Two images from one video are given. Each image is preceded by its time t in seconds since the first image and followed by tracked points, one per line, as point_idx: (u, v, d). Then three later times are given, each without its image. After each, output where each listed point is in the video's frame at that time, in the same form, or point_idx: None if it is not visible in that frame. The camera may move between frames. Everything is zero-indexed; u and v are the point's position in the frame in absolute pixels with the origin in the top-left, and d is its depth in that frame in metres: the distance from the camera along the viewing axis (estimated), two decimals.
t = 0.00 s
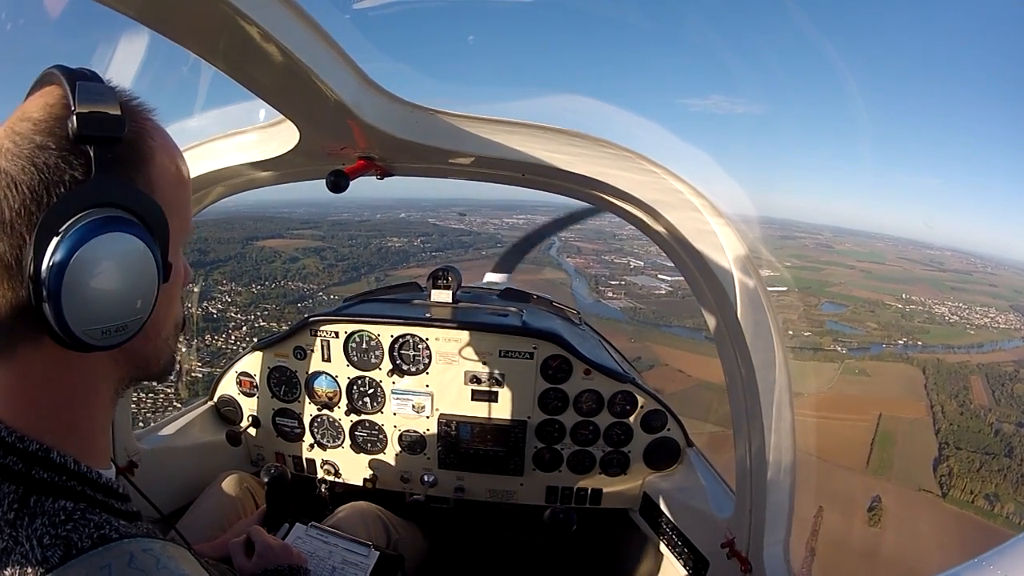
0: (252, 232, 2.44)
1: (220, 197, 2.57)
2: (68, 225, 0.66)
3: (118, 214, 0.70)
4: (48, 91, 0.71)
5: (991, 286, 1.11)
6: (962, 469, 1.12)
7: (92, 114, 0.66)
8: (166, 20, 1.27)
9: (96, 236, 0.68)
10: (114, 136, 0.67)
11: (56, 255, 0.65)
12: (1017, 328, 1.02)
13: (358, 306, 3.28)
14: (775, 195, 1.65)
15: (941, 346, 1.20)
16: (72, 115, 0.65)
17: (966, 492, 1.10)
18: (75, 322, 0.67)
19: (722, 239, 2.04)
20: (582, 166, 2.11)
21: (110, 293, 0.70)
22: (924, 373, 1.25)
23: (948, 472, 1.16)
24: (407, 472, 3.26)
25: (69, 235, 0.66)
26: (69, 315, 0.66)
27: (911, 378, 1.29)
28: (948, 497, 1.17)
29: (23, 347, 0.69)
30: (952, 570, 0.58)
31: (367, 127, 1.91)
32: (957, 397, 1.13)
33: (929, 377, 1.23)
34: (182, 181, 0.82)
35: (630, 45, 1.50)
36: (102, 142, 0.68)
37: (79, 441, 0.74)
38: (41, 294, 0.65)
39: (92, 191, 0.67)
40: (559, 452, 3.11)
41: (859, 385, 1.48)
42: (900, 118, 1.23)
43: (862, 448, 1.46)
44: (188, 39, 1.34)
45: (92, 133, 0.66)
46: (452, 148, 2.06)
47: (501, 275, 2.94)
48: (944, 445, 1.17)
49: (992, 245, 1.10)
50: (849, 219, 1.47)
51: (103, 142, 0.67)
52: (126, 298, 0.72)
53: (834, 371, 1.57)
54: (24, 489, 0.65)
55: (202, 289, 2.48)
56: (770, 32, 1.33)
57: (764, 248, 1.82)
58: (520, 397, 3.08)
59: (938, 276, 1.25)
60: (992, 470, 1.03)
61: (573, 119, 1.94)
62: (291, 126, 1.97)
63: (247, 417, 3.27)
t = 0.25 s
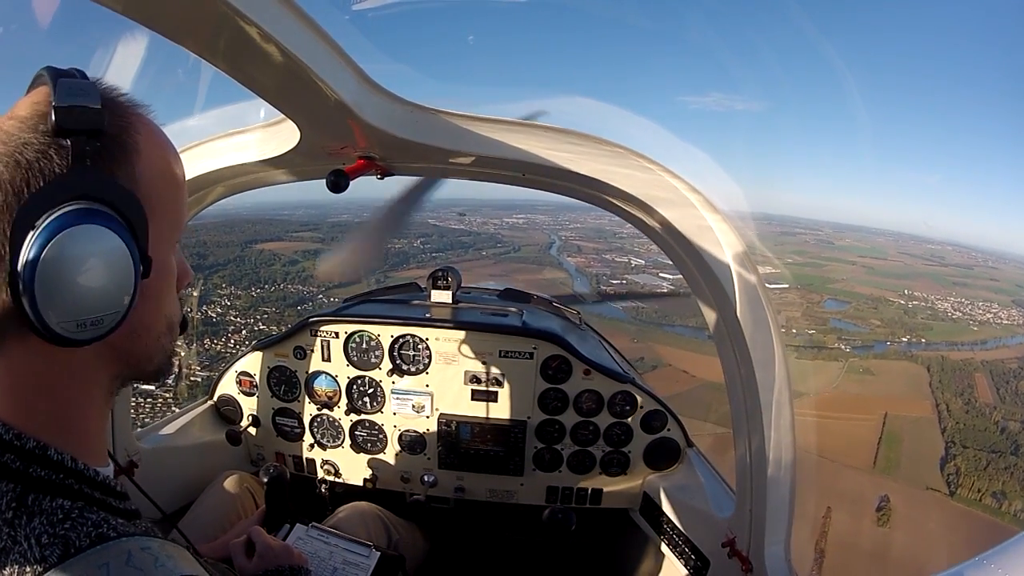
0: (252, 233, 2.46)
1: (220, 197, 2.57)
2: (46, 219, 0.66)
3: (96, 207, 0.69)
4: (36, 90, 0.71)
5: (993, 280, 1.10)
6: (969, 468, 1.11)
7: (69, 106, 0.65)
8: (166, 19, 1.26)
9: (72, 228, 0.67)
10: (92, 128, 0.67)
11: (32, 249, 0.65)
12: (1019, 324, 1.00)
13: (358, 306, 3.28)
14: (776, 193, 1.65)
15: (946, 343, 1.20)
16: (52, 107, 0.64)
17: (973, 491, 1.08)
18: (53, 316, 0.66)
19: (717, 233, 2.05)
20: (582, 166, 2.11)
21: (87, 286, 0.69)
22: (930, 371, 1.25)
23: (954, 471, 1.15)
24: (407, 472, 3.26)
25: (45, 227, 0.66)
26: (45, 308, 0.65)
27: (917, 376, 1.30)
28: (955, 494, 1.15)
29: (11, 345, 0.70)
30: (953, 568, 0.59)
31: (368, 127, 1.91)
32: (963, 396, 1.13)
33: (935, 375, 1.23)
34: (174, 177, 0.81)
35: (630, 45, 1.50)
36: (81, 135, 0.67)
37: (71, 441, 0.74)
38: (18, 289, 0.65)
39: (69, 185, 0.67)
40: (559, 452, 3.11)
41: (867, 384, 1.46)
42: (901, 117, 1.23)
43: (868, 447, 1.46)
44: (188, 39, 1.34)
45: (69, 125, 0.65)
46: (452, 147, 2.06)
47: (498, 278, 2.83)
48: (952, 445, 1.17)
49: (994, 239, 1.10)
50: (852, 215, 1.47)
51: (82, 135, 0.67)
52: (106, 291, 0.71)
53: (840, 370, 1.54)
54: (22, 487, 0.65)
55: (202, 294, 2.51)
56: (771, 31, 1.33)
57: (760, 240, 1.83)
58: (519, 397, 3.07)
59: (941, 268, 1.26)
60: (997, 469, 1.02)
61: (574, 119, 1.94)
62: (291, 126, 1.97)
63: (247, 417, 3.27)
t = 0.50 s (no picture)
0: (251, 234, 2.47)
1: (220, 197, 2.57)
2: (34, 216, 0.65)
3: (88, 206, 0.68)
4: (32, 91, 0.71)
5: (995, 279, 1.10)
6: (975, 467, 1.10)
7: (60, 106, 0.65)
8: (165, 19, 1.26)
9: (61, 226, 0.67)
10: (82, 128, 0.67)
11: (19, 247, 0.65)
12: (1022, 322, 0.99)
13: (358, 306, 3.28)
14: (776, 191, 1.64)
15: (949, 341, 1.19)
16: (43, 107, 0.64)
17: (978, 490, 1.07)
18: (38, 314, 0.65)
19: (716, 232, 2.04)
20: (582, 166, 2.11)
21: (75, 286, 0.68)
22: (933, 369, 1.23)
23: (961, 470, 1.13)
24: (407, 472, 3.26)
25: (33, 225, 0.65)
26: (31, 307, 0.65)
27: (919, 375, 1.28)
28: (961, 494, 1.13)
29: (8, 346, 0.70)
30: (955, 568, 0.58)
31: (367, 127, 1.91)
32: (968, 394, 1.12)
33: (937, 373, 1.22)
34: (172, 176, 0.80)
35: (629, 44, 1.50)
36: (71, 134, 0.67)
37: (70, 441, 0.75)
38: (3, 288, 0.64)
39: (58, 183, 0.66)
40: (559, 452, 3.11)
41: (870, 383, 1.42)
42: (901, 115, 1.23)
43: (874, 448, 1.43)
44: (187, 38, 1.34)
45: (60, 124, 0.65)
46: (452, 147, 2.06)
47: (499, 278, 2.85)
48: (957, 444, 1.15)
49: (994, 236, 1.10)
50: (851, 214, 1.47)
51: (72, 134, 0.67)
52: (95, 292, 0.70)
53: (843, 368, 1.52)
54: (23, 488, 0.65)
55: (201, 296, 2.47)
56: (771, 30, 1.33)
57: (759, 240, 1.82)
58: (519, 397, 3.07)
59: (942, 267, 1.26)
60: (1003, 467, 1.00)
61: (574, 119, 1.94)
62: (291, 126, 1.97)
63: (247, 417, 3.27)
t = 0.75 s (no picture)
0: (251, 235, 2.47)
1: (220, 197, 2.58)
2: (33, 218, 0.65)
3: (88, 209, 0.69)
4: (31, 91, 0.71)
5: (995, 277, 1.10)
6: (981, 467, 1.11)
7: (56, 106, 0.64)
8: (165, 19, 1.26)
9: (61, 226, 0.67)
10: (81, 127, 0.66)
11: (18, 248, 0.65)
12: None
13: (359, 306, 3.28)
14: (776, 189, 1.64)
15: (952, 340, 1.19)
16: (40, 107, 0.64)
17: (988, 491, 1.09)
18: (38, 314, 0.65)
19: (714, 229, 2.05)
20: (582, 166, 2.11)
21: (76, 286, 0.68)
22: (937, 369, 1.23)
23: (965, 471, 1.14)
24: (407, 472, 3.27)
25: (33, 225, 0.65)
26: (31, 306, 0.65)
27: (925, 374, 1.27)
28: (967, 496, 1.15)
29: (9, 347, 0.70)
30: (954, 568, 0.58)
31: (368, 127, 1.91)
32: (970, 392, 1.13)
33: (942, 373, 1.22)
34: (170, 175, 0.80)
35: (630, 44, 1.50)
36: (70, 134, 0.66)
37: (70, 441, 0.75)
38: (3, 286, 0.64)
39: (56, 183, 0.66)
40: (559, 452, 3.11)
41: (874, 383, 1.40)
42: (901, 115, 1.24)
43: (877, 446, 1.41)
44: (188, 38, 1.34)
45: (59, 123, 0.65)
46: (452, 147, 2.06)
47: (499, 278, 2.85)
48: (960, 444, 1.16)
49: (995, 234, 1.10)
50: (853, 211, 1.47)
51: (71, 134, 0.66)
52: (94, 293, 0.70)
53: (848, 368, 1.48)
54: (22, 488, 0.65)
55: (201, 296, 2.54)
56: (771, 30, 1.33)
57: (757, 237, 1.82)
58: (520, 397, 3.07)
59: (944, 266, 1.25)
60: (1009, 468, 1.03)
61: (574, 119, 1.94)
62: (291, 126, 1.97)
63: (247, 417, 3.27)
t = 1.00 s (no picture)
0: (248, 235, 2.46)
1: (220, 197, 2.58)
2: (37, 220, 0.65)
3: (92, 208, 0.69)
4: (30, 90, 0.71)
5: (994, 275, 1.10)
6: (983, 469, 1.10)
7: (58, 107, 0.64)
8: (166, 19, 1.26)
9: (64, 227, 0.67)
10: (83, 127, 0.66)
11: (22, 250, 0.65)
12: None
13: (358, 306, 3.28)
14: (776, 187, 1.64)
15: (953, 339, 1.18)
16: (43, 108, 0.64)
17: (990, 493, 1.08)
18: (43, 316, 0.66)
19: (713, 228, 2.05)
20: (582, 166, 2.11)
21: (79, 287, 0.69)
22: (940, 369, 1.21)
23: (969, 473, 1.14)
24: (407, 472, 3.27)
25: (37, 226, 0.65)
26: (35, 308, 0.65)
27: (927, 374, 1.26)
28: (971, 498, 1.14)
29: (9, 347, 0.70)
30: (955, 567, 0.58)
31: (368, 127, 1.91)
32: (975, 394, 1.12)
33: (944, 373, 1.20)
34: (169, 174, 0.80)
35: (630, 43, 1.50)
36: (72, 134, 0.66)
37: (71, 440, 0.75)
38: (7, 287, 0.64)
39: (60, 184, 0.66)
40: (559, 452, 3.11)
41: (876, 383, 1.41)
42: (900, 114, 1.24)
43: (881, 447, 1.40)
44: (188, 38, 1.34)
45: (61, 124, 0.65)
46: (453, 147, 2.06)
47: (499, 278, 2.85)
48: (964, 446, 1.15)
49: (994, 233, 1.10)
50: (853, 210, 1.47)
51: (73, 134, 0.66)
52: (97, 293, 0.70)
53: (851, 368, 1.47)
54: (21, 488, 0.65)
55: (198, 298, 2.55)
56: (771, 30, 1.34)
57: (757, 236, 1.82)
58: (519, 397, 3.07)
59: (943, 263, 1.25)
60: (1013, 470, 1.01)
61: (574, 119, 1.94)
62: (291, 126, 1.97)
63: (247, 417, 3.27)
